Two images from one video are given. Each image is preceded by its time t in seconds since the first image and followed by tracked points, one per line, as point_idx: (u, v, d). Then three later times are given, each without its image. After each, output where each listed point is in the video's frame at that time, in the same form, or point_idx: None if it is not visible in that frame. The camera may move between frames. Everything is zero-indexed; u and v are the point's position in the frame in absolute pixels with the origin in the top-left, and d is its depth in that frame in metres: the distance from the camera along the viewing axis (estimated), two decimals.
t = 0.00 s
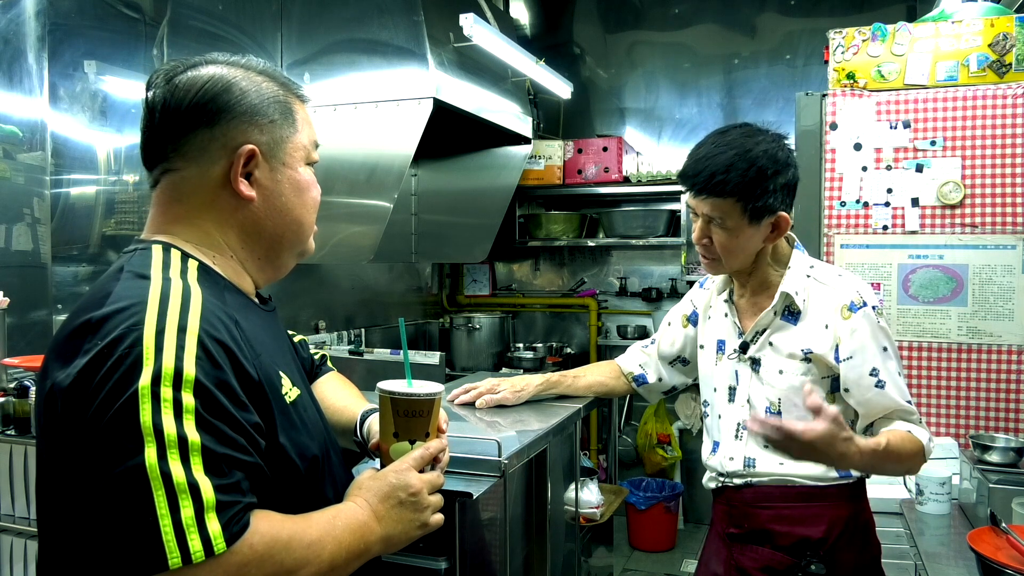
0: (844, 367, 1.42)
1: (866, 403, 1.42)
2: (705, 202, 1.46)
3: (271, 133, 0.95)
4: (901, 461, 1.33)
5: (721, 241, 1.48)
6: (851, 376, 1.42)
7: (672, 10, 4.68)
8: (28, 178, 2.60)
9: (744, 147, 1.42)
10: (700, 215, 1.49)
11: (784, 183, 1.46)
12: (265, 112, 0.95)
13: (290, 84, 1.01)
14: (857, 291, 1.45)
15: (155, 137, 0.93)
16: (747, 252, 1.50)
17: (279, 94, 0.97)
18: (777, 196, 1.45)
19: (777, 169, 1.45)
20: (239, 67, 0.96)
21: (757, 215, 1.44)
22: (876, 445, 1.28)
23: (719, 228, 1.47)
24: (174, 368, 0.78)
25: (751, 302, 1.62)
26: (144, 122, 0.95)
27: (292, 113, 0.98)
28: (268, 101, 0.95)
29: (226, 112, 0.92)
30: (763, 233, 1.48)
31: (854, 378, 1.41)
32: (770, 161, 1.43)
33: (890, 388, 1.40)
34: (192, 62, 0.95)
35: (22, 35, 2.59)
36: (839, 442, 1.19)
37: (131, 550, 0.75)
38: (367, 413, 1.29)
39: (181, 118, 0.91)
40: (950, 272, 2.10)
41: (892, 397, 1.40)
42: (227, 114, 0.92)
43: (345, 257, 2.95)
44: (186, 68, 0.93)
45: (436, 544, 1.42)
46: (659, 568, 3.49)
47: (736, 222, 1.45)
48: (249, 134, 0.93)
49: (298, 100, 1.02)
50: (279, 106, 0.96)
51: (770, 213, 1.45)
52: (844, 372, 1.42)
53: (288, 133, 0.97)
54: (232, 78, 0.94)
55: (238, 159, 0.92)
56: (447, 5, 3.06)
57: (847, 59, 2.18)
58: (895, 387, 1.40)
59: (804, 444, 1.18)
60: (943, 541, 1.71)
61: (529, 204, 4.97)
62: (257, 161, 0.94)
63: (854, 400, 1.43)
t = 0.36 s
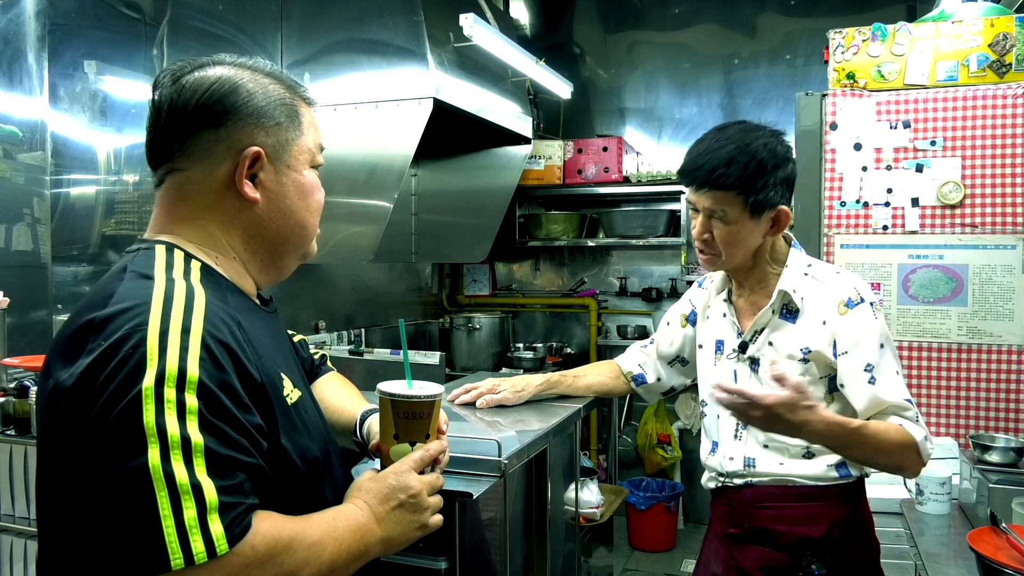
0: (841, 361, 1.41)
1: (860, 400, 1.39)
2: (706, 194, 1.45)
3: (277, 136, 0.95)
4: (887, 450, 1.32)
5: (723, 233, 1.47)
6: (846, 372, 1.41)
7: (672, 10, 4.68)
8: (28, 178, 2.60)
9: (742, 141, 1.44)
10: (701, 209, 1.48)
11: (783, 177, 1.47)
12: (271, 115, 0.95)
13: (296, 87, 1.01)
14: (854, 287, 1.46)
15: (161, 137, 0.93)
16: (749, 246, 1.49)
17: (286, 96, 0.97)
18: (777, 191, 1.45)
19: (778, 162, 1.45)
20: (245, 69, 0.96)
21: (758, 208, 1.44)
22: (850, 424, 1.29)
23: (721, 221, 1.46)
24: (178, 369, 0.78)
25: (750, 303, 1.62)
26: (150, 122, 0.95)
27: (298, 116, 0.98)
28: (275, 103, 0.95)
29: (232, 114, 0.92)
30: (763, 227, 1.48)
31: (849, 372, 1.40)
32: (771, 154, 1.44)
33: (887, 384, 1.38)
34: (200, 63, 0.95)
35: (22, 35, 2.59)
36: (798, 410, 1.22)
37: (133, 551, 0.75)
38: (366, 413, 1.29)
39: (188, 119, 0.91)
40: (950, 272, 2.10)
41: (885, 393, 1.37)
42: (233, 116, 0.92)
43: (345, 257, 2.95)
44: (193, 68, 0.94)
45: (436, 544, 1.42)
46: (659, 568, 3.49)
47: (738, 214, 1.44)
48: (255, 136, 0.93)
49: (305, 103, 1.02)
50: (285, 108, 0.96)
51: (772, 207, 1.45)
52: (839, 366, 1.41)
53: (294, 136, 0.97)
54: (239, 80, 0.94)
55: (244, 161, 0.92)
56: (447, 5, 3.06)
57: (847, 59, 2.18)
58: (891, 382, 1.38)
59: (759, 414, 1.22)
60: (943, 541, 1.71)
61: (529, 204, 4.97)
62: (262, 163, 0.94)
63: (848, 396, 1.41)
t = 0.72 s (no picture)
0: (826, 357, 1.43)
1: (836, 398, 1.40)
2: (726, 158, 1.55)
3: (279, 136, 0.95)
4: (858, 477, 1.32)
5: (739, 200, 1.53)
6: (827, 369, 1.42)
7: (672, 10, 4.68)
8: (28, 178, 2.60)
9: (762, 115, 1.54)
10: (718, 178, 1.56)
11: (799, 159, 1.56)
12: (272, 115, 0.94)
13: (298, 87, 1.01)
14: (853, 286, 1.45)
15: (163, 137, 0.93)
16: (762, 218, 1.54)
17: (287, 96, 0.97)
18: (791, 167, 1.55)
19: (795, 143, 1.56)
20: (247, 69, 0.96)
21: (775, 175, 1.52)
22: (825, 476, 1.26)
23: (738, 187, 1.53)
24: (178, 370, 0.78)
25: (751, 301, 1.64)
26: (152, 122, 0.95)
27: (300, 116, 0.98)
28: (276, 103, 0.95)
29: (233, 114, 0.92)
30: (778, 201, 1.55)
31: (830, 369, 1.41)
32: (790, 132, 1.55)
33: (867, 386, 1.37)
34: (202, 63, 0.95)
35: (22, 35, 2.59)
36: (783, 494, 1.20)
37: (134, 551, 0.75)
38: (367, 413, 1.29)
39: (189, 119, 0.91)
40: (950, 272, 2.10)
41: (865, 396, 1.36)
42: (234, 116, 0.92)
43: (345, 257, 2.95)
44: (195, 68, 0.93)
45: (436, 544, 1.42)
46: (659, 568, 3.49)
47: (756, 180, 1.52)
48: (256, 136, 0.93)
49: (307, 103, 1.02)
50: (287, 109, 0.96)
51: (786, 181, 1.54)
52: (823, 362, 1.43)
53: (295, 136, 0.97)
54: (240, 80, 0.94)
55: (245, 161, 0.92)
56: (447, 5, 3.06)
57: (847, 59, 2.18)
58: (872, 385, 1.36)
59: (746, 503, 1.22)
60: (944, 541, 1.71)
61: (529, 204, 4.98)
62: (264, 163, 0.94)
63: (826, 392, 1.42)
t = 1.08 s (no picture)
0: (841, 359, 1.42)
1: (853, 400, 1.40)
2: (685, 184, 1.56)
3: (277, 135, 0.95)
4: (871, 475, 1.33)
5: (699, 227, 1.55)
6: (843, 371, 1.41)
7: (672, 10, 4.68)
8: (28, 178, 2.60)
9: (716, 134, 1.51)
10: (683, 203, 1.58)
11: (761, 171, 1.49)
12: (271, 114, 0.94)
13: (296, 86, 1.01)
14: (862, 287, 1.45)
15: (162, 137, 0.93)
16: (727, 239, 1.54)
17: (285, 96, 0.97)
18: (751, 183, 1.49)
19: (754, 155, 1.49)
20: (245, 68, 0.96)
21: (727, 198, 1.49)
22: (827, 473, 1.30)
23: (697, 213, 1.55)
24: (178, 371, 0.78)
25: (758, 302, 1.62)
26: (151, 122, 0.95)
27: (298, 115, 0.98)
28: (274, 103, 0.95)
29: (231, 113, 0.92)
30: (739, 220, 1.51)
31: (845, 371, 1.40)
32: (741, 148, 1.49)
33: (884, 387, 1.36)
34: (200, 63, 0.95)
35: (22, 35, 2.59)
36: (772, 487, 1.28)
37: (133, 552, 0.75)
38: (367, 413, 1.29)
39: (188, 119, 0.91)
40: (950, 272, 2.10)
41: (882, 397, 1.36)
42: (233, 116, 0.92)
43: (345, 257, 2.96)
44: (193, 68, 0.93)
45: (436, 544, 1.41)
46: (659, 568, 3.49)
47: (710, 206, 1.52)
48: (255, 136, 0.93)
49: (305, 102, 1.02)
50: (285, 108, 0.96)
51: (744, 199, 1.49)
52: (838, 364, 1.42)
53: (293, 136, 0.97)
54: (238, 79, 0.94)
55: (244, 161, 0.92)
56: (446, 5, 3.06)
57: (847, 59, 2.18)
58: (887, 386, 1.36)
59: (739, 498, 1.30)
60: (943, 541, 1.71)
61: (529, 204, 4.98)
62: (262, 163, 0.94)
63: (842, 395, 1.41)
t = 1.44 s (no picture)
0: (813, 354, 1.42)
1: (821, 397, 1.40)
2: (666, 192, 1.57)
3: (277, 136, 0.95)
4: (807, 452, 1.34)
5: (683, 235, 1.56)
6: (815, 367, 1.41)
7: (672, 10, 4.68)
8: (28, 178, 2.60)
9: (693, 146, 1.51)
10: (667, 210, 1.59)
11: (739, 184, 1.48)
12: (271, 115, 0.94)
13: (296, 86, 1.01)
14: (842, 284, 1.45)
15: (162, 137, 0.93)
16: (708, 249, 1.54)
17: (286, 96, 0.97)
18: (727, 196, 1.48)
19: (732, 167, 1.48)
20: (245, 68, 0.96)
21: (704, 211, 1.49)
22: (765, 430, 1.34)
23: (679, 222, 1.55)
24: (180, 368, 0.78)
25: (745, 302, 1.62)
26: (151, 123, 0.95)
27: (298, 115, 0.98)
28: (274, 103, 0.95)
29: (231, 114, 0.92)
30: (718, 232, 1.51)
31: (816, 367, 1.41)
32: (719, 159, 1.48)
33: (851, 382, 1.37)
34: (200, 63, 0.95)
35: (22, 35, 2.59)
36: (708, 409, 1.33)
37: (137, 550, 0.75)
38: (367, 413, 1.30)
39: (188, 119, 0.91)
40: (950, 272, 2.10)
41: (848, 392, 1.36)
42: (233, 116, 0.92)
43: (345, 257, 2.96)
44: (193, 69, 0.93)
45: (436, 544, 1.42)
46: (659, 568, 3.48)
47: (690, 217, 1.52)
48: (254, 136, 0.93)
49: (306, 103, 1.02)
50: (285, 109, 0.96)
51: (723, 211, 1.48)
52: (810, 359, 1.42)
53: (293, 136, 0.97)
54: (238, 79, 0.94)
55: (244, 161, 0.92)
56: (446, 5, 3.06)
57: (847, 59, 2.18)
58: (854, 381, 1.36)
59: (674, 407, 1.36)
60: (944, 542, 1.70)
61: (529, 204, 4.98)
62: (262, 163, 0.94)
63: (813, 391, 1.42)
